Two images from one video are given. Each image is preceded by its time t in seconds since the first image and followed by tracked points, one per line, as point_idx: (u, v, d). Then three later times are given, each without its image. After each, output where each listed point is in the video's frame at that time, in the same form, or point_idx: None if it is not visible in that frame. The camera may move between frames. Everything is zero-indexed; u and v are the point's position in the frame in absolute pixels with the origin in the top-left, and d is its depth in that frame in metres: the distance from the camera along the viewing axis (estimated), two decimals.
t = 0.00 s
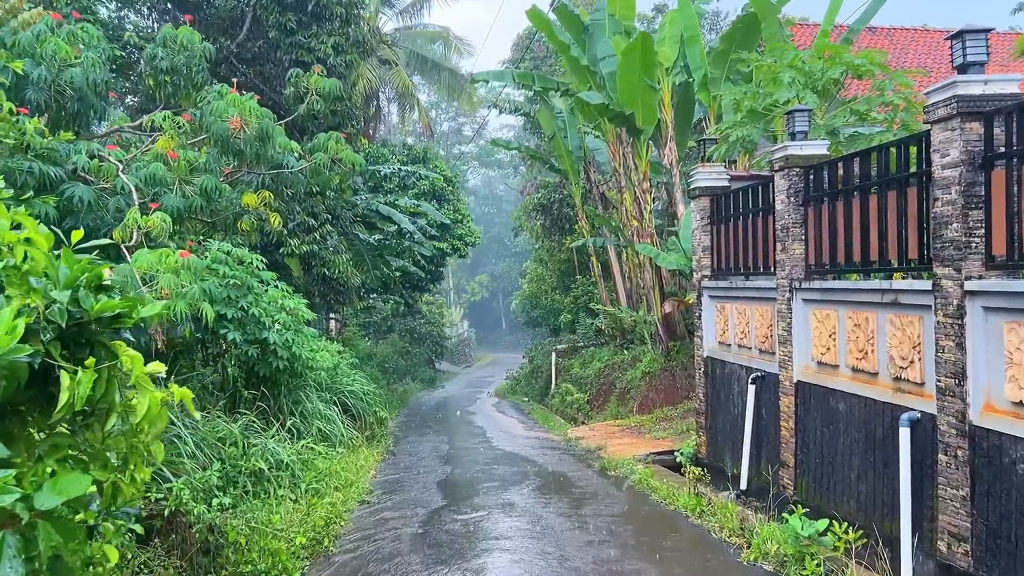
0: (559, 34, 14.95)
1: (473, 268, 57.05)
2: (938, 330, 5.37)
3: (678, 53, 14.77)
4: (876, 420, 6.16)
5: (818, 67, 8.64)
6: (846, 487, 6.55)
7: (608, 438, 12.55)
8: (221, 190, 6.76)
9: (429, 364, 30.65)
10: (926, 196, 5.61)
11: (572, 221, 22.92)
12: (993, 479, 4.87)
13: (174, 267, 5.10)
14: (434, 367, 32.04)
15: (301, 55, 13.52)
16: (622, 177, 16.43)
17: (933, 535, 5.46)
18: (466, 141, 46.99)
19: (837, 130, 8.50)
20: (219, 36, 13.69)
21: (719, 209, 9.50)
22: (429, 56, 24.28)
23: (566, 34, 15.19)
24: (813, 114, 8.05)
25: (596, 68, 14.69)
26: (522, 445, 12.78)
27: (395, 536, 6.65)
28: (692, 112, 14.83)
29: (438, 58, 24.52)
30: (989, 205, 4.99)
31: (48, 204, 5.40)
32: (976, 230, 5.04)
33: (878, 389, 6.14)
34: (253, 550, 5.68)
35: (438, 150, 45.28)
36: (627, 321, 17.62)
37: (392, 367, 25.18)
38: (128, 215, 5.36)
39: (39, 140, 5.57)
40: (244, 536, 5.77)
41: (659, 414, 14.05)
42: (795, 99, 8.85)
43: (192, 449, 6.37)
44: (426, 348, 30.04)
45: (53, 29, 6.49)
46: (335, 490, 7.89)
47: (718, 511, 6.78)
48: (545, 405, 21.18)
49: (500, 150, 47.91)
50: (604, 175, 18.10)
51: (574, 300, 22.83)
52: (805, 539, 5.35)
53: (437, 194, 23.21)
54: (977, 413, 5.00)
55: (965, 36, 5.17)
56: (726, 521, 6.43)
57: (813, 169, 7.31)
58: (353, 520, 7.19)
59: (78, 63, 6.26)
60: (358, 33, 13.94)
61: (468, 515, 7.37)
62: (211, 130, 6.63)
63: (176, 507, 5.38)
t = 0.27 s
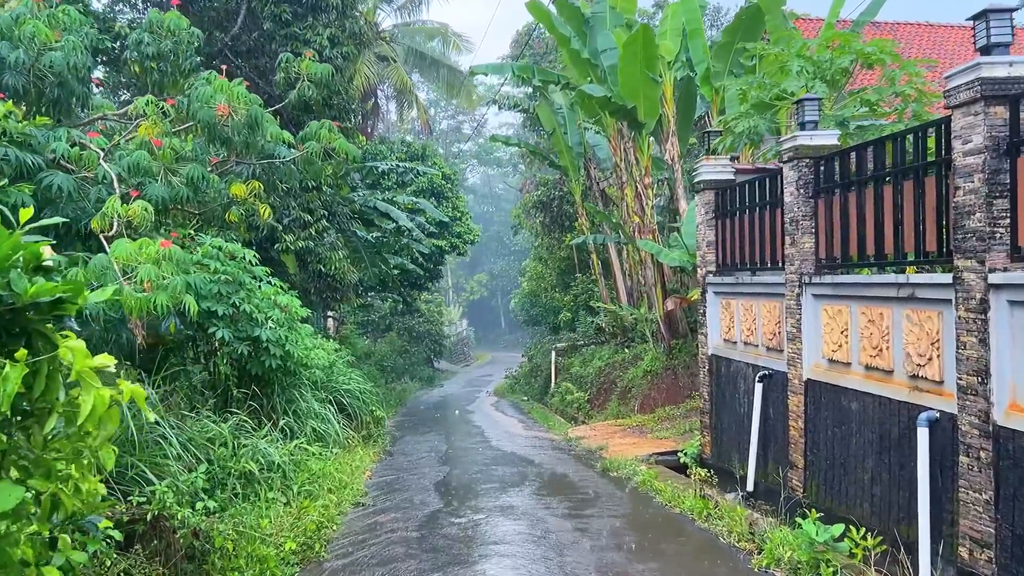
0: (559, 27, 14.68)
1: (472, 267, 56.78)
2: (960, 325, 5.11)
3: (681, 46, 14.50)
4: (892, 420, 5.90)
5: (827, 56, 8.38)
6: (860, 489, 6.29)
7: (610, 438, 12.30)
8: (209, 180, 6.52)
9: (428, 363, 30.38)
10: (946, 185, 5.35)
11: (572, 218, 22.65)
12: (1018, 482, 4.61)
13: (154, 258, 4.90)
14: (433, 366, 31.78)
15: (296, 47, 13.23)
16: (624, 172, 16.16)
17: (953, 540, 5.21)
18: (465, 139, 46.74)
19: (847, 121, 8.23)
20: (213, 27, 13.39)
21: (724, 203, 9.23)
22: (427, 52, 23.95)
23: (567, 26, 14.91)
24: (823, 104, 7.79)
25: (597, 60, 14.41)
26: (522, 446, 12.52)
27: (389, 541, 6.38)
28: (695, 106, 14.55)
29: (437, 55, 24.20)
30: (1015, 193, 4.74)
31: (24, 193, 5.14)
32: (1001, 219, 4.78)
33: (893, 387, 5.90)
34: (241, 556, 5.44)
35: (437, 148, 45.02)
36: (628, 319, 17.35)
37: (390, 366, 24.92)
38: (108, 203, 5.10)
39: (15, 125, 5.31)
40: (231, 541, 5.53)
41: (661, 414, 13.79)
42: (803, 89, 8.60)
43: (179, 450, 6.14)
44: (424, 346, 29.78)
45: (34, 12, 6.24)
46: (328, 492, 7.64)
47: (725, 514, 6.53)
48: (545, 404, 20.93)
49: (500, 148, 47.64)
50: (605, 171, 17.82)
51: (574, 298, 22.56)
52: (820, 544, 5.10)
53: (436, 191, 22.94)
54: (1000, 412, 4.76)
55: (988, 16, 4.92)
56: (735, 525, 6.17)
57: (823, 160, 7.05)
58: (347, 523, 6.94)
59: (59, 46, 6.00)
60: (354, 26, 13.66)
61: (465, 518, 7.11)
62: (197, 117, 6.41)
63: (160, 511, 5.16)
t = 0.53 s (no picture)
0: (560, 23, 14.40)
1: (471, 267, 56.55)
2: (984, 329, 4.85)
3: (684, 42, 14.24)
4: (911, 427, 5.65)
5: (838, 50, 8.11)
6: (876, 499, 6.04)
7: (612, 442, 12.06)
8: (196, 177, 6.31)
9: (427, 363, 30.14)
10: (970, 182, 5.10)
11: (572, 217, 22.39)
12: None
13: (136, 259, 4.62)
14: (432, 367, 31.54)
15: (292, 43, 12.96)
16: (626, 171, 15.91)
17: (977, 554, 4.96)
18: (464, 139, 46.52)
19: (859, 117, 7.97)
20: (208, 23, 13.13)
21: (731, 201, 8.98)
22: (426, 50, 23.63)
23: (568, 23, 14.63)
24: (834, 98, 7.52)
25: (599, 57, 14.14)
26: (522, 449, 12.27)
27: (386, 553, 6.12)
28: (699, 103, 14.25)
29: (436, 54, 23.88)
30: None
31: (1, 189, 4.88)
32: None
33: (911, 393, 5.65)
34: (229, 571, 5.19)
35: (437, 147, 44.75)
36: (630, 320, 17.10)
37: (389, 367, 24.67)
38: (88, 200, 4.85)
39: None
40: (219, 555, 5.28)
41: (664, 416, 13.54)
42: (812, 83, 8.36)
43: (167, 458, 5.92)
44: (424, 347, 29.53)
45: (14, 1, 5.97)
46: (323, 500, 7.39)
47: (736, 524, 6.28)
48: (545, 406, 20.67)
49: (500, 148, 47.39)
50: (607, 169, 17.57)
51: (575, 298, 22.31)
52: (838, 559, 4.84)
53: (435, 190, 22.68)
54: None
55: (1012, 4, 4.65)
56: (747, 536, 5.92)
57: (835, 156, 6.80)
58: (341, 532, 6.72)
59: (40, 36, 5.75)
60: (351, 21, 13.40)
61: (465, 528, 6.85)
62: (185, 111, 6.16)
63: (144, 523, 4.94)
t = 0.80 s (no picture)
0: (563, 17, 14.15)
1: (472, 266, 56.31)
2: (1013, 324, 4.61)
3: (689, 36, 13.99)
4: (933, 428, 5.41)
5: (852, 39, 7.88)
6: (896, 503, 5.79)
7: (616, 442, 11.81)
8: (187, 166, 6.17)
9: (427, 363, 29.89)
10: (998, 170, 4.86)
11: (575, 215, 22.14)
12: None
13: (121, 251, 4.38)
14: (433, 366, 31.29)
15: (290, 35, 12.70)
16: (629, 166, 15.66)
17: (1008, 562, 4.71)
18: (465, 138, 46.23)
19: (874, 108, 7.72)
20: (205, 16, 12.86)
21: (740, 195, 8.73)
22: (427, 48, 23.36)
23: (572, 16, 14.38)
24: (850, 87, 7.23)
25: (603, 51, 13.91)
26: (525, 450, 12.03)
27: (385, 558, 5.88)
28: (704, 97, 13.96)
29: (436, 51, 23.61)
30: None
31: None
32: None
33: (934, 393, 5.40)
34: None
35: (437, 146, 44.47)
36: (633, 318, 16.85)
37: (389, 366, 24.41)
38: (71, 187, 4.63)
39: None
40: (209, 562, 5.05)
41: (669, 416, 13.30)
42: (825, 73, 8.12)
43: (157, 460, 5.71)
44: (424, 346, 29.27)
45: None
46: (320, 502, 7.16)
47: (749, 529, 6.03)
48: (547, 405, 20.43)
49: (500, 147, 47.12)
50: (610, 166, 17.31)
51: (577, 297, 22.05)
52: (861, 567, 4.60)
53: (436, 188, 22.41)
54: None
55: None
56: (762, 542, 5.68)
57: (851, 147, 6.56)
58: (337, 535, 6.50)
59: (24, 18, 5.53)
60: (350, 13, 13.14)
61: (468, 532, 6.60)
62: (174, 96, 6.09)
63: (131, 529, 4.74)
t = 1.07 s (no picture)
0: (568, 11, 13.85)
1: (473, 266, 56.04)
2: None
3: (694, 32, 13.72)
4: (963, 437, 5.13)
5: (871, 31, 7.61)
6: (922, 515, 5.52)
7: (622, 446, 11.55)
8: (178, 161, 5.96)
9: (427, 364, 29.62)
10: None
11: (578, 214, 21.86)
12: None
13: (101, 251, 4.12)
14: (433, 367, 31.03)
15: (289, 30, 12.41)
16: (634, 165, 15.38)
17: None
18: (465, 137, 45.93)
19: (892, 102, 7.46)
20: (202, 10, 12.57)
21: (752, 193, 8.46)
22: (428, 45, 23.06)
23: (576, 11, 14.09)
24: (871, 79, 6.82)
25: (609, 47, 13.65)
26: (528, 454, 11.77)
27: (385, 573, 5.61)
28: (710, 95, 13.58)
29: (437, 48, 23.30)
30: None
31: None
32: None
33: (963, 400, 5.12)
34: None
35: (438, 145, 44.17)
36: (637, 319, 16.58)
37: (389, 367, 24.14)
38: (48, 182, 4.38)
39: None
40: None
41: (675, 419, 13.04)
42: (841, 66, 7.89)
43: (148, 469, 5.44)
44: (425, 347, 29.00)
45: None
46: (319, 512, 6.89)
47: (767, 541, 5.77)
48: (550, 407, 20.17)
49: (501, 146, 46.81)
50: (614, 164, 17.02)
51: (580, 297, 21.79)
52: None
53: (437, 187, 22.12)
54: None
55: None
56: (781, 556, 5.41)
57: (872, 142, 6.29)
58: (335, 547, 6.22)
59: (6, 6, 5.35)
60: (350, 8, 12.85)
61: (471, 544, 6.34)
62: (164, 86, 5.93)
63: (116, 545, 4.47)
